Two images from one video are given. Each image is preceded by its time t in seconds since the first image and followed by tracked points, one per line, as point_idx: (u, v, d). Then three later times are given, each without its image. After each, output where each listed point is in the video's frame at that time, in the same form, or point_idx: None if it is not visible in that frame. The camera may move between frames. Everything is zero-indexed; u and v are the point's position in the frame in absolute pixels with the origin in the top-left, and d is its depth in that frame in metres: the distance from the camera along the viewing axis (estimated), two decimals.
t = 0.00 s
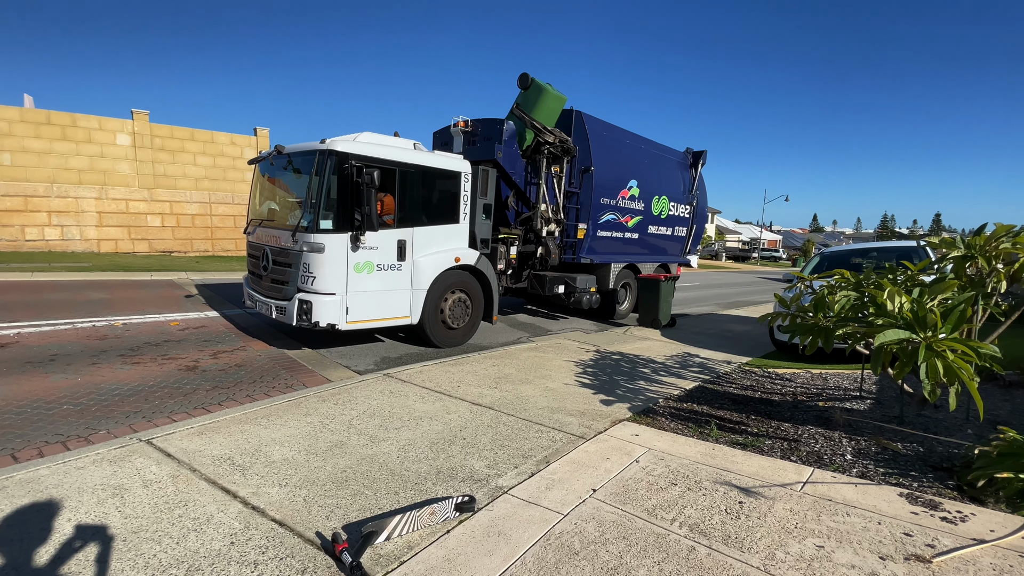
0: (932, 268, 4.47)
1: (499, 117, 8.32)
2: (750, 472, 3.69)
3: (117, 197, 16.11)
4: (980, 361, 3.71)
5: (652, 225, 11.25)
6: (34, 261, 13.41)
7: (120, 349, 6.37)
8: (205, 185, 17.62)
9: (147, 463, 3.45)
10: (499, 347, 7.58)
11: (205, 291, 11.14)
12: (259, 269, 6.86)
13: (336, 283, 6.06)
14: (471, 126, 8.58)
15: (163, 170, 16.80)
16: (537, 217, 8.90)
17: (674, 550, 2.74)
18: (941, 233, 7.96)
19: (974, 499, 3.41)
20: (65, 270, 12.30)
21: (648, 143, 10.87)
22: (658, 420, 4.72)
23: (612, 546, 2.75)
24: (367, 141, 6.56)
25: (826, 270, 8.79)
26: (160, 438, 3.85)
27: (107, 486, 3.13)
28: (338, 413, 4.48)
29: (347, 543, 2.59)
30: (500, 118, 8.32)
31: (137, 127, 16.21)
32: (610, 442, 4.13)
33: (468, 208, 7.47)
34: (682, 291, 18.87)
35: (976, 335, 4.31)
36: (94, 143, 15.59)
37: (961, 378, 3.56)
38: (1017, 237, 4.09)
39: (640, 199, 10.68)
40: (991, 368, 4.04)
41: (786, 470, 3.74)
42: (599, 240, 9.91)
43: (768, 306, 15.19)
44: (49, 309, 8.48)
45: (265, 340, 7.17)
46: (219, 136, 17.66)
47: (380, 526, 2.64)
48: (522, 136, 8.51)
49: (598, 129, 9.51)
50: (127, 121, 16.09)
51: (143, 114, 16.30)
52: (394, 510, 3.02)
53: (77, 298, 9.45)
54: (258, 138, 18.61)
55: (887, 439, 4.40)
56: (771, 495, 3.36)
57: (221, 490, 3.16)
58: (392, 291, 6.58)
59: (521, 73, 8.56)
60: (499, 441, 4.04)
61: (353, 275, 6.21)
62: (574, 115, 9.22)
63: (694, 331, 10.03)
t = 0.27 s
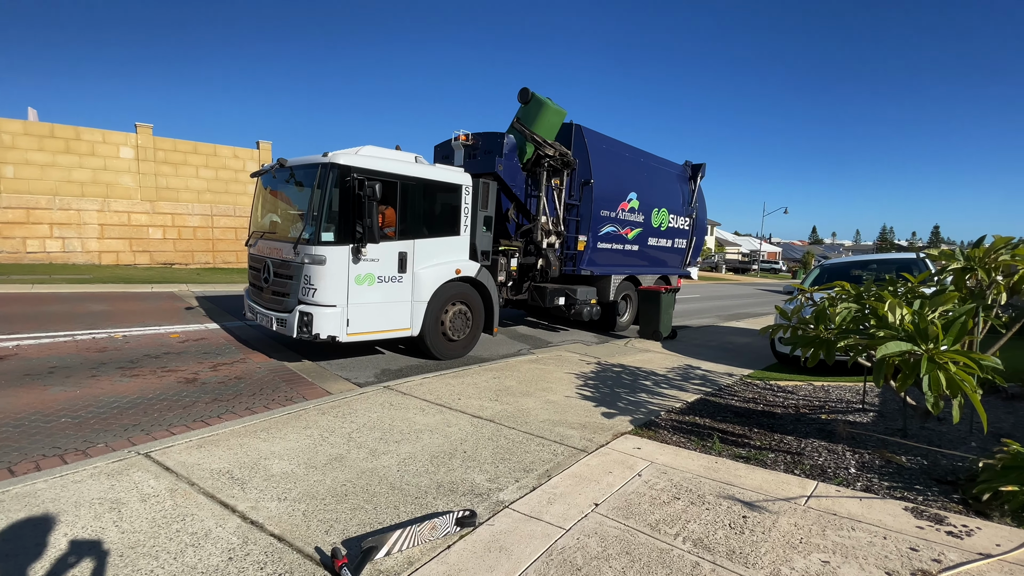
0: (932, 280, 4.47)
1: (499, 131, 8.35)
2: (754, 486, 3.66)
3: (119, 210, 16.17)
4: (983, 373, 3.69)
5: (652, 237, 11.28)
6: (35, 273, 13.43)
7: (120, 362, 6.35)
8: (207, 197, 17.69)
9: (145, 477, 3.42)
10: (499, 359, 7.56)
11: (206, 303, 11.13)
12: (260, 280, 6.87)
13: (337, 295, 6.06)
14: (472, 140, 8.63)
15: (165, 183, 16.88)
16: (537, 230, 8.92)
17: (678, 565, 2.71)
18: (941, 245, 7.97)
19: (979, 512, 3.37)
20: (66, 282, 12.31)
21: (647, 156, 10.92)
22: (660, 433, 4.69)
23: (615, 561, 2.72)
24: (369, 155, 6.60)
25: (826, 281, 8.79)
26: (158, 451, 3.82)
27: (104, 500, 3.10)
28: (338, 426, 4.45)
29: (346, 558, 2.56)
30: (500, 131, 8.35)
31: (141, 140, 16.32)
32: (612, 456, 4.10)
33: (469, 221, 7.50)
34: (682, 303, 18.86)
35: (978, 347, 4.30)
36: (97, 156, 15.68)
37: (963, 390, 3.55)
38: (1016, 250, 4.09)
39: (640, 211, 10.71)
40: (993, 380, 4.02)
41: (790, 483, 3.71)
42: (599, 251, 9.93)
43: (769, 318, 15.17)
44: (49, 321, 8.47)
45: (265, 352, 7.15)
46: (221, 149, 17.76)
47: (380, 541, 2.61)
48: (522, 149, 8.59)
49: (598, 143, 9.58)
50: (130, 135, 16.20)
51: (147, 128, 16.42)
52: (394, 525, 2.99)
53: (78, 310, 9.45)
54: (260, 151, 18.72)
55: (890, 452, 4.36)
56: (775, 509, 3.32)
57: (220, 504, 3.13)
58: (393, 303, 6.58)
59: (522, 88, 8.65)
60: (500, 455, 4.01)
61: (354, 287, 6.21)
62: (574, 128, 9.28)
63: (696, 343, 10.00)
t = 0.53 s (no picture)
0: (931, 297, 4.47)
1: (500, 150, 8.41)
2: (758, 506, 3.61)
3: (120, 227, 16.23)
4: (985, 390, 3.68)
5: (651, 254, 11.30)
6: (35, 290, 13.43)
7: (118, 380, 6.30)
8: (208, 215, 17.77)
9: (141, 498, 3.38)
10: (499, 377, 7.52)
11: (205, 321, 11.11)
12: (260, 298, 6.86)
13: (337, 312, 6.05)
14: (472, 158, 8.64)
15: (167, 201, 16.97)
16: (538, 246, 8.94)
17: None
18: (939, 261, 7.99)
19: (985, 531, 3.33)
20: (65, 299, 12.29)
21: (646, 174, 11.00)
22: (662, 452, 4.64)
23: None
24: (371, 174, 6.65)
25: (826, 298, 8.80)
26: (155, 471, 3.78)
27: (99, 522, 3.06)
28: (337, 445, 4.40)
29: None
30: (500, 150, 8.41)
31: (143, 159, 16.45)
32: (615, 475, 4.05)
33: (469, 238, 7.52)
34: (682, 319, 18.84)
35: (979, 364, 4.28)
36: (99, 175, 15.79)
37: (966, 408, 3.53)
38: (1014, 266, 4.09)
39: (639, 228, 10.76)
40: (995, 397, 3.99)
41: (794, 503, 3.66)
42: (599, 268, 9.95)
43: (769, 334, 15.14)
44: (47, 339, 8.43)
45: (264, 370, 7.12)
46: (223, 168, 17.89)
47: (380, 564, 2.58)
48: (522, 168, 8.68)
49: (596, 161, 9.66)
50: (133, 153, 16.34)
51: (149, 147, 16.56)
52: (394, 548, 2.94)
53: (76, 328, 9.42)
54: (262, 170, 18.85)
55: (895, 471, 4.32)
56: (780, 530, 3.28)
57: (217, 527, 3.08)
58: (393, 320, 6.56)
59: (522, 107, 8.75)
60: (500, 475, 3.96)
61: (354, 304, 6.20)
62: (572, 147, 9.36)
63: (697, 360, 9.96)
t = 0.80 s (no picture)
0: (928, 315, 4.48)
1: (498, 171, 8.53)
2: (760, 529, 3.57)
3: (119, 248, 16.25)
4: (984, 409, 3.66)
5: (648, 273, 11.34)
6: (32, 311, 13.38)
7: (113, 402, 6.24)
8: (207, 235, 17.82)
9: (135, 524, 3.32)
10: (497, 397, 7.47)
11: (202, 341, 11.05)
12: (258, 318, 6.85)
13: (335, 333, 6.04)
14: (471, 179, 8.78)
15: (166, 221, 17.03)
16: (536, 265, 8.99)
17: None
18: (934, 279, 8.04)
19: (988, 552, 3.29)
20: (61, 320, 12.25)
21: (642, 194, 11.10)
22: (663, 474, 4.59)
23: None
24: (370, 195, 6.69)
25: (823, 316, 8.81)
26: (149, 496, 3.72)
27: (92, 549, 3.01)
28: (334, 469, 4.35)
29: None
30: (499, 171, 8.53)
31: (144, 180, 16.56)
32: (615, 498, 4.00)
33: (468, 257, 7.54)
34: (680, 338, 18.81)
35: (978, 382, 4.26)
36: (100, 196, 15.87)
37: (966, 427, 3.51)
38: (1009, 284, 4.11)
39: (636, 247, 10.81)
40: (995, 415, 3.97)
41: (797, 526, 3.62)
42: (597, 286, 9.96)
43: (768, 352, 15.11)
44: (43, 360, 8.37)
45: (260, 392, 7.06)
46: (223, 188, 17.99)
47: None
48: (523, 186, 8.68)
49: (593, 181, 9.75)
50: (134, 175, 16.45)
51: (150, 168, 16.68)
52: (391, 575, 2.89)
53: (72, 349, 9.36)
54: (262, 191, 18.97)
55: (897, 491, 4.28)
56: (783, 553, 3.23)
57: (211, 553, 3.03)
58: (392, 340, 6.54)
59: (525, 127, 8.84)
60: (499, 499, 3.91)
61: (352, 324, 6.19)
62: (569, 168, 9.45)
63: (696, 379, 9.92)
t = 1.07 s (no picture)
0: (924, 331, 4.49)
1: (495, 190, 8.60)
2: (761, 549, 3.52)
3: (115, 266, 16.21)
4: (982, 426, 3.65)
5: (645, 289, 11.36)
6: (26, 330, 13.29)
7: (106, 423, 6.17)
8: (204, 253, 17.80)
9: (127, 547, 3.27)
10: (494, 415, 7.41)
11: (198, 360, 10.97)
12: (253, 337, 6.81)
13: (331, 351, 6.01)
14: (468, 198, 8.76)
15: (163, 239, 17.03)
16: (532, 282, 9.01)
17: None
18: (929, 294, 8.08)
19: (991, 572, 3.25)
20: (56, 338, 12.16)
21: (638, 211, 11.18)
22: (662, 493, 4.55)
23: None
24: (368, 213, 6.71)
25: (820, 332, 8.82)
26: (141, 519, 3.66)
27: (83, 573, 2.95)
28: (329, 490, 4.30)
29: None
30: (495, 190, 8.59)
31: (142, 199, 16.59)
32: (614, 519, 3.96)
33: (465, 274, 7.55)
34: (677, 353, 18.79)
35: (975, 398, 4.25)
36: (97, 214, 15.88)
37: (964, 444, 3.49)
38: (1003, 300, 4.13)
39: (633, 263, 10.85)
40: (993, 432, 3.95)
41: (798, 546, 3.58)
42: (594, 303, 9.96)
43: (766, 368, 15.09)
44: (36, 380, 8.29)
45: (255, 411, 6.99)
46: (221, 207, 18.03)
47: None
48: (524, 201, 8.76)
49: (589, 199, 9.83)
50: (132, 193, 16.49)
51: (149, 187, 16.73)
52: None
53: (66, 368, 9.27)
54: (259, 209, 19.02)
55: (898, 510, 4.24)
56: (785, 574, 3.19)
57: None
58: (388, 358, 6.51)
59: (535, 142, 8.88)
60: (496, 520, 3.86)
61: (348, 342, 6.16)
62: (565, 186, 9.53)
63: (694, 395, 9.88)
